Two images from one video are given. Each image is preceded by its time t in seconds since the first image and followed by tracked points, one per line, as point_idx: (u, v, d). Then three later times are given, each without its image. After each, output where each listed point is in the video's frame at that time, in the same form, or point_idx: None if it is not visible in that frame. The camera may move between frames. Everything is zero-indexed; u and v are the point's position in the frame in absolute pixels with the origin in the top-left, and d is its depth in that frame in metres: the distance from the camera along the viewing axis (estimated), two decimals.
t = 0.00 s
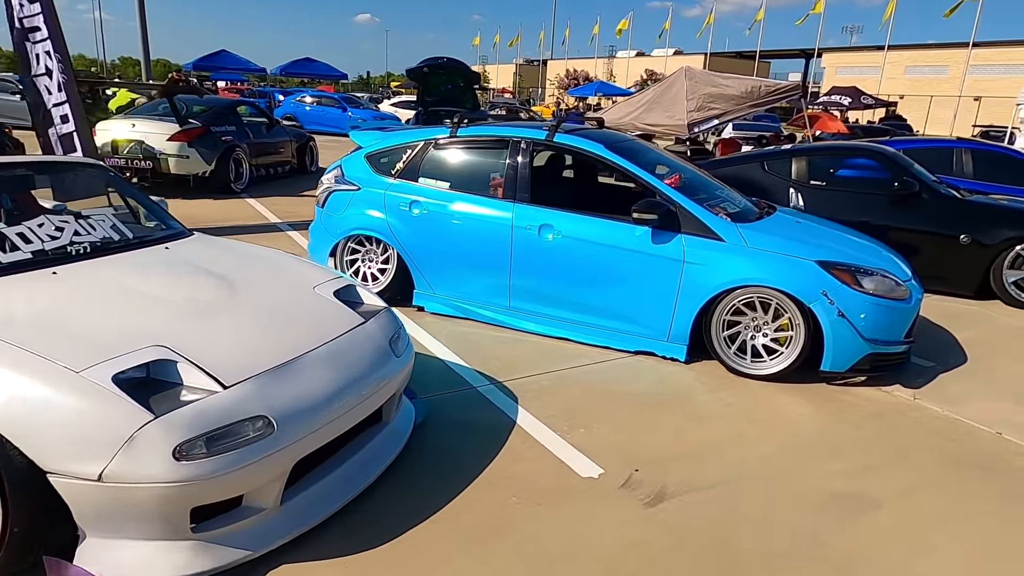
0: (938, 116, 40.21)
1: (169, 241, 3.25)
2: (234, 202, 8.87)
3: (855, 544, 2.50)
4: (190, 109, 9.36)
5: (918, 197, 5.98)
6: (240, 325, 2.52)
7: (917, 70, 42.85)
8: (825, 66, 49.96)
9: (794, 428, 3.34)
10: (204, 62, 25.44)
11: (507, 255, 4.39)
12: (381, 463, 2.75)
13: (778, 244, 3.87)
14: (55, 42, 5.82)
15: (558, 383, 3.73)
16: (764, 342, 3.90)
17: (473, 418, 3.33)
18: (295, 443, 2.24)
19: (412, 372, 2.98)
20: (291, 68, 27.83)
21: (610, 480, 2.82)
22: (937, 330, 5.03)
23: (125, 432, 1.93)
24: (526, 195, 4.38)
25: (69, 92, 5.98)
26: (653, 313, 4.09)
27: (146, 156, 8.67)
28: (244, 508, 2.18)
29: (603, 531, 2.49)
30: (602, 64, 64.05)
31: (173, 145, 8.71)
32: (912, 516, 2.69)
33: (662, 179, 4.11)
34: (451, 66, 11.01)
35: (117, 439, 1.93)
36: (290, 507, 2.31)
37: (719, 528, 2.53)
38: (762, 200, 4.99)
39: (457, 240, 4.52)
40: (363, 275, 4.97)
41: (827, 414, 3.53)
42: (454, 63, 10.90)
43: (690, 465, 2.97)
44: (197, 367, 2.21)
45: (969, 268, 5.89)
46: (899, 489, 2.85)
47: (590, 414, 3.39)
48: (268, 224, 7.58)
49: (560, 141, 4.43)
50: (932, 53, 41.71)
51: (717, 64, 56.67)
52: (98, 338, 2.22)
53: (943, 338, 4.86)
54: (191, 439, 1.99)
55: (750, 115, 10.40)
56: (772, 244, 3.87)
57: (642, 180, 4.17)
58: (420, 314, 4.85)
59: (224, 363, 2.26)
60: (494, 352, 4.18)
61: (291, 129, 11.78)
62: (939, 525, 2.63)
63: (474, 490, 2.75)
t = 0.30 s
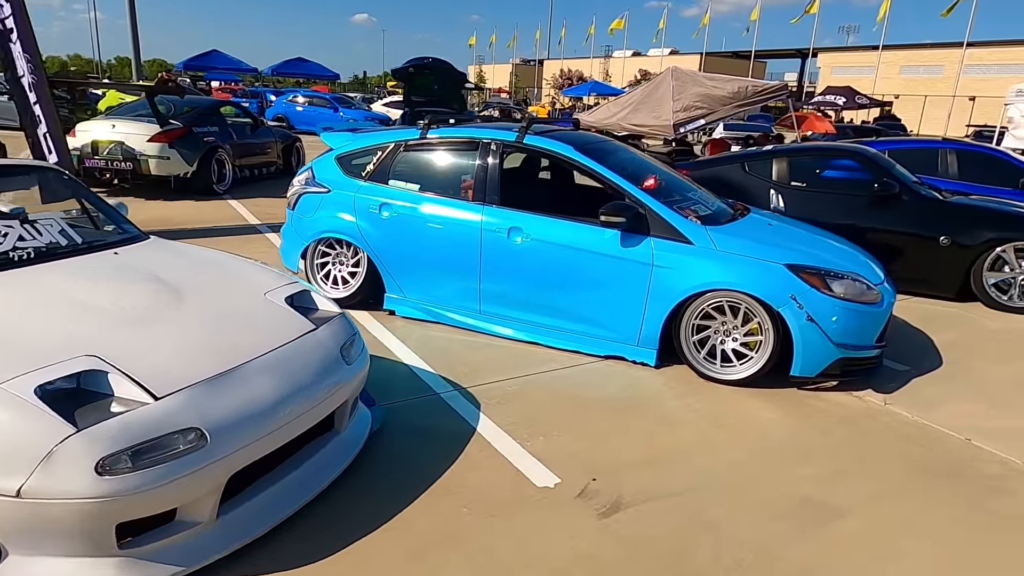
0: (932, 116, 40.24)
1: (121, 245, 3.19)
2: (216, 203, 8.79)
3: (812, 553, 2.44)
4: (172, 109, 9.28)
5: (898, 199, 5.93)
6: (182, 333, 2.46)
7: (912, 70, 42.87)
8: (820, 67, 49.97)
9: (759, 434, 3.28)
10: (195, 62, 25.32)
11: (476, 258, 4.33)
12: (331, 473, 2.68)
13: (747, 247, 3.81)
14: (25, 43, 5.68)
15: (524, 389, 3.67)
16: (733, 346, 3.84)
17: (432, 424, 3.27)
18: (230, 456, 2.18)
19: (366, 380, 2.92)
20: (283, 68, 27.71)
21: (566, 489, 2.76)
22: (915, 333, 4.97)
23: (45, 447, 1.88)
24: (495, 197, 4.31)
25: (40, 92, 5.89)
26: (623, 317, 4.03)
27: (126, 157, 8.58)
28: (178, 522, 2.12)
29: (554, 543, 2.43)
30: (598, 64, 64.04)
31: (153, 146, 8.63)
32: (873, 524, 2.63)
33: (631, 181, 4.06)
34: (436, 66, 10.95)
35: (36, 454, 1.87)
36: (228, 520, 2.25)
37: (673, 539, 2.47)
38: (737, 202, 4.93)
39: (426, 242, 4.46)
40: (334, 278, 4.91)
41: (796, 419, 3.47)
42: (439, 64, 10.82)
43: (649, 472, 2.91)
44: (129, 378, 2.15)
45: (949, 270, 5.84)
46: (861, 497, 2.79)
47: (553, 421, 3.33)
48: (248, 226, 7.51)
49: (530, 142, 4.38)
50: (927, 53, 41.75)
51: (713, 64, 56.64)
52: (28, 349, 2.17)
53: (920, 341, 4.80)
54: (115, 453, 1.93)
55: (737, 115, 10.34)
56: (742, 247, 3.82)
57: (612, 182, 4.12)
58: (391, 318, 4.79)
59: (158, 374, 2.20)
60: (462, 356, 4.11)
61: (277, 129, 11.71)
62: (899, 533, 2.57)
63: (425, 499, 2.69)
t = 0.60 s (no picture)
0: (929, 114, 40.17)
1: (77, 245, 3.09)
2: (200, 202, 8.68)
3: (783, 565, 2.35)
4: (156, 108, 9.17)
5: (886, 197, 5.84)
6: (128, 337, 2.36)
7: (909, 68, 42.79)
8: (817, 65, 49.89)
9: (736, 440, 3.19)
10: (188, 61, 25.17)
11: (452, 258, 4.24)
12: (287, 481, 2.58)
13: (726, 246, 3.72)
14: None
15: (496, 392, 3.57)
16: (712, 348, 3.75)
17: (399, 429, 3.17)
18: (171, 466, 2.08)
19: (327, 384, 2.82)
20: (277, 67, 27.56)
21: (532, 498, 2.66)
22: (902, 334, 4.88)
23: None
24: (471, 196, 4.22)
25: (11, 89, 5.76)
26: (601, 318, 3.94)
27: (109, 156, 8.47)
28: (116, 536, 2.03)
29: (514, 555, 2.33)
30: (595, 63, 63.92)
31: (136, 145, 8.52)
32: (848, 533, 2.54)
33: (609, 179, 3.96)
34: (425, 64, 10.76)
35: None
36: (171, 533, 2.15)
37: (639, 550, 2.38)
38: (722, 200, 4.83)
39: (402, 242, 4.37)
40: (309, 279, 4.81)
41: (775, 423, 3.38)
42: (428, 62, 10.71)
43: (620, 479, 2.82)
44: (64, 386, 2.05)
45: (939, 269, 5.74)
46: (837, 505, 2.70)
47: (523, 426, 3.23)
48: (230, 226, 7.40)
49: (506, 140, 4.28)
50: (924, 52, 41.68)
51: (710, 62, 56.53)
52: None
53: (907, 343, 4.71)
54: (41, 465, 1.84)
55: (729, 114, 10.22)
56: (721, 246, 3.72)
57: (590, 180, 4.02)
58: (368, 319, 4.69)
59: (96, 381, 2.10)
60: (436, 359, 4.01)
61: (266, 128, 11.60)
62: (875, 543, 2.47)
63: (385, 508, 2.59)
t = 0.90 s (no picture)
0: (929, 113, 40.02)
1: (28, 247, 2.97)
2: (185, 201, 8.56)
3: None
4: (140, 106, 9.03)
5: (878, 197, 5.73)
6: (65, 346, 2.24)
7: (909, 67, 42.62)
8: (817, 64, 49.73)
9: (713, 451, 3.07)
10: (182, 59, 25.04)
11: (426, 260, 4.12)
12: (236, 497, 2.46)
13: (707, 249, 3.60)
14: None
15: (468, 400, 3.45)
16: (692, 354, 3.63)
17: (362, 440, 3.05)
18: (100, 485, 1.96)
19: (282, 394, 2.70)
20: (272, 64, 27.41)
21: (494, 514, 2.55)
22: (892, 338, 4.76)
23: None
24: (446, 196, 4.10)
25: None
26: (578, 323, 3.82)
27: (92, 154, 8.36)
28: (40, 560, 1.91)
29: None
30: (594, 61, 63.75)
31: (119, 143, 8.38)
32: (824, 551, 2.42)
33: (587, 179, 3.84)
34: (415, 61, 10.60)
35: None
36: (103, 555, 2.03)
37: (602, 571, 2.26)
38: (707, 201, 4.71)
39: (375, 243, 4.25)
40: (283, 281, 4.68)
41: (754, 433, 3.26)
42: (418, 60, 10.58)
43: (589, 493, 2.70)
44: None
45: (931, 271, 5.61)
46: (815, 522, 2.58)
47: (493, 436, 3.11)
48: (212, 225, 7.28)
49: (482, 138, 4.16)
50: (924, 50, 41.50)
51: (710, 60, 56.36)
52: None
53: (896, 347, 4.59)
54: None
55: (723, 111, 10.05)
56: (701, 248, 3.60)
57: (567, 180, 3.91)
58: (343, 322, 4.57)
59: (22, 395, 1.98)
60: (409, 364, 3.89)
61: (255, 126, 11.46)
62: (852, 563, 2.36)
63: (340, 524, 2.47)
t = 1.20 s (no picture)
0: (932, 113, 39.81)
1: None
2: (173, 199, 8.47)
3: None
4: (129, 104, 8.91)
5: (869, 198, 5.63)
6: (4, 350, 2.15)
7: (912, 67, 42.41)
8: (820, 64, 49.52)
9: (686, 461, 2.97)
10: (179, 56, 24.95)
11: (402, 261, 4.03)
12: (185, 508, 2.37)
13: (686, 251, 3.50)
14: None
15: (438, 406, 3.35)
16: (671, 359, 3.53)
17: (325, 446, 2.95)
18: (31, 497, 1.88)
19: (237, 401, 2.61)
20: (270, 62, 27.32)
21: (453, 527, 2.45)
22: (880, 343, 4.66)
23: None
24: (422, 196, 4.01)
25: None
26: (556, 327, 3.72)
27: (79, 152, 8.29)
28: None
29: None
30: (596, 60, 63.59)
31: (107, 140, 8.29)
32: (793, 568, 2.33)
33: (565, 179, 3.75)
34: (408, 59, 10.55)
35: None
36: (35, 569, 1.95)
37: None
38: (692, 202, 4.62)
39: (351, 244, 4.16)
40: (259, 281, 4.59)
41: (731, 442, 3.16)
42: (410, 57, 10.50)
43: (553, 505, 2.61)
44: None
45: (923, 274, 5.48)
46: (786, 538, 2.48)
47: (460, 445, 3.01)
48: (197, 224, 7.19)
49: (459, 137, 4.07)
50: (927, 50, 41.28)
51: (712, 60, 56.17)
52: None
53: (884, 353, 4.49)
54: None
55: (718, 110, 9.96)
56: (680, 251, 3.51)
57: (545, 180, 3.82)
58: (319, 324, 4.48)
59: None
60: (382, 367, 3.80)
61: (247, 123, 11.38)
62: None
63: (291, 536, 2.38)
